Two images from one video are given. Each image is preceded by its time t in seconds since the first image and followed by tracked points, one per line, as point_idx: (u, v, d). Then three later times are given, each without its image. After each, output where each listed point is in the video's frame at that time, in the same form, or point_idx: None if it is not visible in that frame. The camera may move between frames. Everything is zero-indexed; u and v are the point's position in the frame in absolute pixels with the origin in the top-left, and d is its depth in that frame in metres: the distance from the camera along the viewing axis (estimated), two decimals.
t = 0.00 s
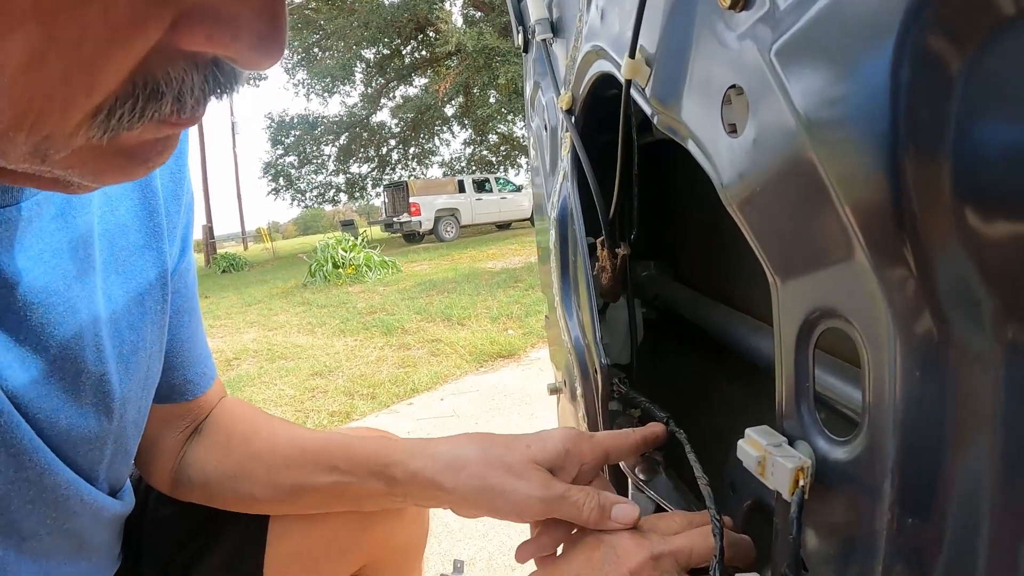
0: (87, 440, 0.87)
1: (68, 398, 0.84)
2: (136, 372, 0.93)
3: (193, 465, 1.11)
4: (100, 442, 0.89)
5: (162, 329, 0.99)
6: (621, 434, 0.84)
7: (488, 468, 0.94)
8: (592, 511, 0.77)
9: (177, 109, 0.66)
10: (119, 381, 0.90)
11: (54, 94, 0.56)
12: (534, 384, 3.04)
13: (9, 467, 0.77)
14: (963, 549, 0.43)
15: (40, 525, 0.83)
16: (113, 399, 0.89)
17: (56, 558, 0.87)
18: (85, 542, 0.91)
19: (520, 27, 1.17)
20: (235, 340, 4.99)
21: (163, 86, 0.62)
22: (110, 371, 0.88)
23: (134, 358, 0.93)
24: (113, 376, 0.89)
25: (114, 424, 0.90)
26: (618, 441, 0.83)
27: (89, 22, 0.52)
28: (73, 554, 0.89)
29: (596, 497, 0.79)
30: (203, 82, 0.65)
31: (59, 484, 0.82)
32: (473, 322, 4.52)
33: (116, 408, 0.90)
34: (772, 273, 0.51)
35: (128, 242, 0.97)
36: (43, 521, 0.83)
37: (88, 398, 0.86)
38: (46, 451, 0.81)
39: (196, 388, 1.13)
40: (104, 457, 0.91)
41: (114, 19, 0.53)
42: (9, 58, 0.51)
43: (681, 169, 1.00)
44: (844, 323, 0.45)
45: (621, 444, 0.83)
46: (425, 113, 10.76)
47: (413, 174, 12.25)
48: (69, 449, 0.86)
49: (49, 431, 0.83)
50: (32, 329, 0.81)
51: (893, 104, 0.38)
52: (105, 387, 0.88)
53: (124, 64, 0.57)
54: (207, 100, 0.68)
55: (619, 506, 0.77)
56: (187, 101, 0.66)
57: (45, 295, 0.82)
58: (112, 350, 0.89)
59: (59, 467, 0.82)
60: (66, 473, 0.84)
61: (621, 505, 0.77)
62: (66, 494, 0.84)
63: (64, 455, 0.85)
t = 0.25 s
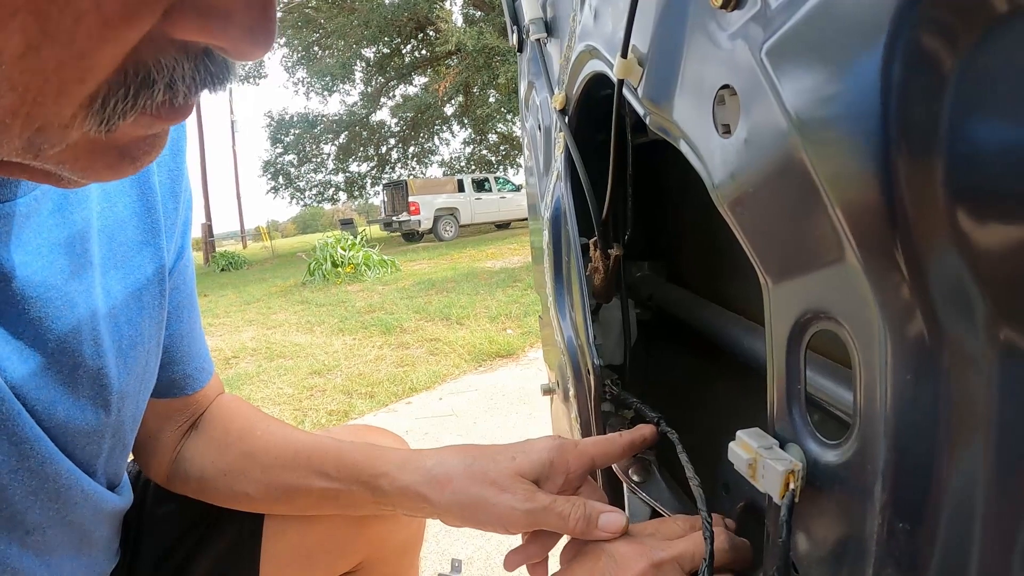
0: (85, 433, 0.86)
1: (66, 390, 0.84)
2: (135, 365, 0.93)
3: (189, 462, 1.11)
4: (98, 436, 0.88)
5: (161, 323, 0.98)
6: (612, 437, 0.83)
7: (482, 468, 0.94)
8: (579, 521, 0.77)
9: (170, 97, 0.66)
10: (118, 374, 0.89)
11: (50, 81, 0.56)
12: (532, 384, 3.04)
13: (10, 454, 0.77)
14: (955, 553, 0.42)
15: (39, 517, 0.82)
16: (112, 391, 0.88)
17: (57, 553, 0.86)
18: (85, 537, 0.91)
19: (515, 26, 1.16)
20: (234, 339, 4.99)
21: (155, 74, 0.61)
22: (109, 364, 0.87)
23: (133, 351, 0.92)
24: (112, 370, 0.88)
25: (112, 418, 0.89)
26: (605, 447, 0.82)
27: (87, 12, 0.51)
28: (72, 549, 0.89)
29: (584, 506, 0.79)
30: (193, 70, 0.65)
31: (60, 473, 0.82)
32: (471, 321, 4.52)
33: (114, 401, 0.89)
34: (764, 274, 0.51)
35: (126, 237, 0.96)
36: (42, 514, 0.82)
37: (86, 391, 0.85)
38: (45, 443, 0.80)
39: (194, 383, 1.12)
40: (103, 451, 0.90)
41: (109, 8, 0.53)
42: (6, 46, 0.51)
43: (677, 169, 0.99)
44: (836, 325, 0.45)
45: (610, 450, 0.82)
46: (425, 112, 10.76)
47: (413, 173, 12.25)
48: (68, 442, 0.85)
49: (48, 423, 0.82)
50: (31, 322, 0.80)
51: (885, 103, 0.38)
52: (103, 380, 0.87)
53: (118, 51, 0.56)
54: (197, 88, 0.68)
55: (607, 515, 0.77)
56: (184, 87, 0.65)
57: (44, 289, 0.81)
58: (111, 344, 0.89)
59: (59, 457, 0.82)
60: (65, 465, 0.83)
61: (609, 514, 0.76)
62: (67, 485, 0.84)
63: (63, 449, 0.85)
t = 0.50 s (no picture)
0: (89, 431, 0.86)
1: (70, 388, 0.84)
2: (138, 362, 0.93)
3: (191, 462, 1.11)
4: (102, 434, 0.88)
5: (163, 321, 0.98)
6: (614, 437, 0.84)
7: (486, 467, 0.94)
8: (581, 519, 0.77)
9: (167, 101, 0.66)
10: (121, 372, 0.89)
11: (49, 85, 0.56)
12: (533, 384, 3.04)
13: (14, 456, 0.78)
14: (959, 553, 0.42)
15: (42, 518, 0.82)
16: (115, 389, 0.88)
17: (60, 552, 0.86)
18: (88, 537, 0.91)
19: (518, 27, 1.16)
20: (235, 339, 5.00)
21: (152, 79, 0.61)
22: (112, 363, 0.88)
23: (137, 349, 0.92)
24: (115, 367, 0.88)
25: (116, 415, 0.89)
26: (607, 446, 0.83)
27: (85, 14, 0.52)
28: (75, 549, 0.89)
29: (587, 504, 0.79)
30: (194, 75, 0.65)
31: (63, 473, 0.82)
32: (472, 322, 4.52)
33: (118, 399, 0.89)
34: (767, 274, 0.51)
35: (128, 236, 0.96)
36: (44, 514, 0.82)
37: (90, 388, 0.86)
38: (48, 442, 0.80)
39: (194, 381, 1.12)
40: (106, 450, 0.90)
41: (107, 13, 0.53)
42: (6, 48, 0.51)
43: (679, 170, 1.00)
44: (840, 325, 0.45)
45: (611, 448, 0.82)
46: (426, 112, 10.77)
47: (413, 173, 12.25)
48: (72, 441, 0.85)
49: (52, 422, 0.82)
50: (34, 322, 0.81)
51: (889, 104, 0.38)
52: (106, 378, 0.87)
53: (117, 56, 0.57)
54: (194, 93, 0.68)
55: (610, 513, 0.77)
56: (177, 95, 0.66)
57: (48, 288, 0.82)
58: (114, 342, 0.89)
59: (62, 458, 0.82)
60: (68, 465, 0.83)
61: (612, 512, 0.77)
62: (70, 485, 0.84)
63: (66, 448, 0.85)
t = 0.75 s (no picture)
0: (90, 431, 0.86)
1: (71, 387, 0.84)
2: (139, 361, 0.93)
3: (192, 460, 1.11)
4: (103, 433, 0.88)
5: (164, 320, 0.98)
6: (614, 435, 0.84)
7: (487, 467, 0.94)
8: (582, 514, 0.78)
9: (166, 107, 0.66)
10: (122, 372, 0.90)
11: (49, 90, 0.56)
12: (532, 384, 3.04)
13: (14, 459, 0.77)
14: (959, 552, 0.43)
15: (42, 519, 0.82)
16: (116, 389, 0.88)
17: (59, 553, 0.86)
18: (88, 537, 0.91)
19: (518, 26, 1.16)
20: (234, 338, 5.00)
21: (154, 84, 0.61)
22: (112, 362, 0.88)
23: (139, 348, 0.93)
24: (115, 366, 0.88)
25: (117, 414, 0.89)
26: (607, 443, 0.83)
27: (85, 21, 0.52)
28: (75, 549, 0.89)
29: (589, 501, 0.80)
30: (193, 79, 0.65)
31: (63, 476, 0.82)
32: (472, 321, 4.52)
33: (119, 398, 0.89)
34: (767, 273, 0.51)
35: (129, 235, 0.96)
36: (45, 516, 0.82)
37: (91, 388, 0.86)
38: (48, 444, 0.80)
39: (194, 380, 1.12)
40: (107, 450, 0.91)
41: (107, 19, 0.53)
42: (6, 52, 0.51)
43: (679, 170, 1.00)
44: (840, 325, 0.45)
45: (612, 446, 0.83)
46: (426, 111, 10.77)
47: (413, 173, 12.25)
48: (73, 441, 0.85)
49: (54, 423, 0.82)
50: (34, 322, 0.81)
51: (890, 104, 0.38)
52: (106, 377, 0.87)
53: (117, 62, 0.57)
54: (193, 98, 0.68)
55: (612, 509, 0.77)
56: (174, 102, 0.66)
57: (48, 288, 0.82)
58: (114, 341, 0.89)
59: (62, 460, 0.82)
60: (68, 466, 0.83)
61: (613, 509, 0.77)
62: (70, 487, 0.84)
63: (67, 449, 0.85)
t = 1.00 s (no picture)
0: (90, 431, 0.86)
1: (71, 386, 0.84)
2: (138, 361, 0.93)
3: (188, 458, 1.11)
4: (103, 433, 0.88)
5: (162, 319, 0.99)
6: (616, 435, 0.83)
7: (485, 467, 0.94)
8: (578, 516, 0.79)
9: (164, 113, 0.65)
10: (122, 372, 0.90)
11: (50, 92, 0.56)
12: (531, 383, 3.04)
13: (16, 460, 0.77)
14: (956, 552, 0.42)
15: (41, 520, 0.82)
16: (115, 388, 0.88)
17: (57, 551, 0.86)
18: (86, 535, 0.91)
19: (516, 25, 1.16)
20: (233, 337, 4.99)
21: (152, 90, 0.61)
22: (111, 361, 0.88)
23: (137, 347, 0.93)
24: (115, 366, 0.88)
25: (116, 414, 0.89)
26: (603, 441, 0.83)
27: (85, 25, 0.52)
28: (71, 547, 0.89)
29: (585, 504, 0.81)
30: (192, 84, 0.65)
31: (64, 476, 0.82)
32: (471, 320, 4.52)
33: (118, 397, 0.89)
34: (765, 273, 0.51)
35: (127, 234, 0.96)
36: (44, 517, 0.82)
37: (90, 388, 0.86)
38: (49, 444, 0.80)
39: (191, 378, 1.12)
40: (107, 450, 0.90)
41: (103, 23, 0.52)
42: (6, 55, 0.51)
43: (678, 169, 1.00)
44: (838, 324, 0.45)
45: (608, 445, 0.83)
46: (425, 110, 10.76)
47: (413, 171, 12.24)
48: (74, 442, 0.85)
49: (54, 424, 0.82)
50: (33, 322, 0.80)
51: (888, 103, 0.38)
52: (106, 377, 0.87)
53: (115, 67, 0.56)
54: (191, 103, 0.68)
55: (606, 511, 0.78)
56: (173, 107, 0.66)
57: (46, 287, 0.81)
58: (113, 341, 0.89)
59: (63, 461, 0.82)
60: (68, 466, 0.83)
61: (608, 510, 0.78)
62: (69, 487, 0.84)
63: (66, 449, 0.84)
